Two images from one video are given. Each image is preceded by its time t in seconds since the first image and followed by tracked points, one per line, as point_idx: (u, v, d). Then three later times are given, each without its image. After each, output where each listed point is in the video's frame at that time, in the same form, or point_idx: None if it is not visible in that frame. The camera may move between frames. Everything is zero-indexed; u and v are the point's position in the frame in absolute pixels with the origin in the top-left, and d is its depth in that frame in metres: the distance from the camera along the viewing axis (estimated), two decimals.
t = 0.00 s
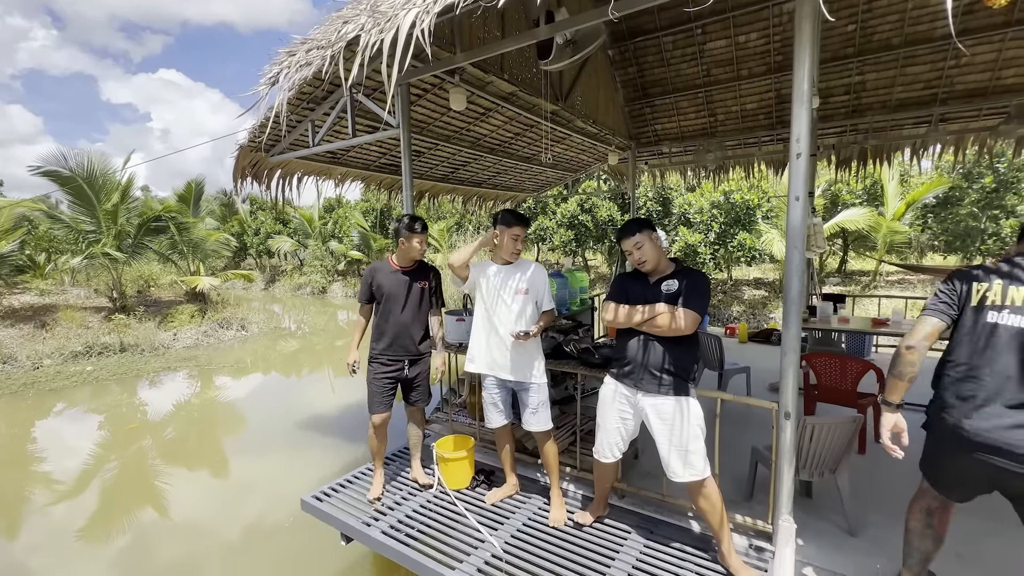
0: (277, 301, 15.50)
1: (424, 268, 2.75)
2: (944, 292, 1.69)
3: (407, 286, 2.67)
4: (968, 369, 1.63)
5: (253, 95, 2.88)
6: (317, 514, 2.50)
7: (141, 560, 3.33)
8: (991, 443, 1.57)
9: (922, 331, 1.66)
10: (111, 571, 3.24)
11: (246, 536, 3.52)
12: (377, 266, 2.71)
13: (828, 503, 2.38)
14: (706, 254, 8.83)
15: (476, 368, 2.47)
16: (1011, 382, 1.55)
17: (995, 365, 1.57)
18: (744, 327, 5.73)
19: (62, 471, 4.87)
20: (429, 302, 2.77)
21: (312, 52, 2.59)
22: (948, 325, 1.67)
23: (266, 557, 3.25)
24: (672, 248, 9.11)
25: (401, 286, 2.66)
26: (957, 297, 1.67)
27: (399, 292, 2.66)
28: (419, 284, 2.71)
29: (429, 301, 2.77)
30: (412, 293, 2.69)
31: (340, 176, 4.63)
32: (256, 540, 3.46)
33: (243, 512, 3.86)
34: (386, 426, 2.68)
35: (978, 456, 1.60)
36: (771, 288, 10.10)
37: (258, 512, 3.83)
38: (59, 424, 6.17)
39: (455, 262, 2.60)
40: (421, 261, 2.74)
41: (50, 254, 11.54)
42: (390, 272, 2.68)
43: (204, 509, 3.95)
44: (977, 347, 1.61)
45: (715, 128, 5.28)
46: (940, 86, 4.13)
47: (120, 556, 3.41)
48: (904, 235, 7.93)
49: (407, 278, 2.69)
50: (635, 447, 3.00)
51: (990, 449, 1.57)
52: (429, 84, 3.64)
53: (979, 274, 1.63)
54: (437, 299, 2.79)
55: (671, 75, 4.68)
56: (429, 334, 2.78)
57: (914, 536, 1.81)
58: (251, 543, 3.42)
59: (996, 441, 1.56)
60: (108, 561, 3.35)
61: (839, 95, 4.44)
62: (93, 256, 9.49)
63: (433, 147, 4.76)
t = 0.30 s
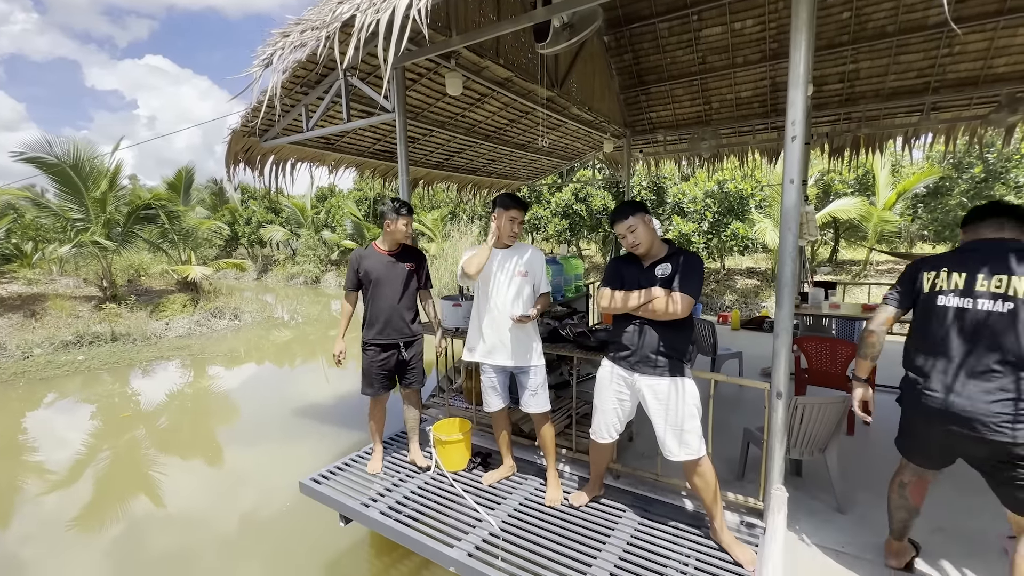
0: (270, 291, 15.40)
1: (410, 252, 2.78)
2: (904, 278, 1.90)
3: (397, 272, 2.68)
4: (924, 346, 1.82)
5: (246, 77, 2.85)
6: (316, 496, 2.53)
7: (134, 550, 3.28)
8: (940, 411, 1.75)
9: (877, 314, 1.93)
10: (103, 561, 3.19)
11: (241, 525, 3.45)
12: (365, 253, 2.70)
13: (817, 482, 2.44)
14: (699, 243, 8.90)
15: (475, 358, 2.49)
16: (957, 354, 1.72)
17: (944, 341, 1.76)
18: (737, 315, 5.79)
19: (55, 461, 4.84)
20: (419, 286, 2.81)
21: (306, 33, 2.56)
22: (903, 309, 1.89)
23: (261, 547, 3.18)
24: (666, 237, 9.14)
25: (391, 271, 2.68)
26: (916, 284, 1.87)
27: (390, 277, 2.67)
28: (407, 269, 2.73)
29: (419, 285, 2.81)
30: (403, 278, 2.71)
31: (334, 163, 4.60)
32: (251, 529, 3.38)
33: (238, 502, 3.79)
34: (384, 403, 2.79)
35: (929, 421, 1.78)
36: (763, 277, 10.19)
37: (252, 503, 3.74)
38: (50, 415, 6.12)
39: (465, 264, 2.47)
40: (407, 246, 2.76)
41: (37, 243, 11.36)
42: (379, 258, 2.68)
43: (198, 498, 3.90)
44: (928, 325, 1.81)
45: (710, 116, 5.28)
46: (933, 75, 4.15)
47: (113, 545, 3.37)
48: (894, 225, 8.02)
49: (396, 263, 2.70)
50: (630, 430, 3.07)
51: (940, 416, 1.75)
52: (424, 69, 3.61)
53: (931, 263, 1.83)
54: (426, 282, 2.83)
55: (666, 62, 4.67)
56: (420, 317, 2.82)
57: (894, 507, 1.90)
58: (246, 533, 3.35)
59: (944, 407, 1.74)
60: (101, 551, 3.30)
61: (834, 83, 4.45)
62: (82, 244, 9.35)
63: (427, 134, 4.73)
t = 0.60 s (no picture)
0: (263, 282, 15.29)
1: (387, 241, 2.79)
2: (891, 265, 1.88)
3: (379, 261, 2.69)
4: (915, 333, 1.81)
5: (236, 64, 2.81)
6: (310, 484, 2.54)
7: (126, 542, 3.27)
8: (937, 398, 1.74)
9: (868, 309, 1.89)
10: (95, 553, 3.18)
11: (234, 517, 3.44)
12: (343, 245, 2.67)
13: (805, 468, 2.49)
14: (692, 235, 8.95)
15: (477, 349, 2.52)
16: (953, 341, 1.73)
17: (940, 328, 1.76)
18: (729, 305, 5.84)
19: (46, 452, 4.82)
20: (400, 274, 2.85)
21: (297, 18, 2.52)
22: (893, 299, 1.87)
23: (255, 539, 3.18)
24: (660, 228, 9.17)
25: (373, 260, 2.68)
26: (902, 270, 1.85)
27: (373, 266, 2.68)
28: (389, 257, 2.76)
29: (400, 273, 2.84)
30: (385, 267, 2.73)
31: (327, 152, 4.56)
32: (244, 521, 3.38)
33: (230, 494, 3.78)
34: (373, 390, 2.80)
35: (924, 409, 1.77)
36: (755, 269, 10.26)
37: (245, 495, 3.73)
38: (40, 406, 6.07)
39: (470, 267, 2.43)
40: (384, 235, 2.77)
41: (24, 233, 11.17)
42: (360, 248, 2.67)
43: (191, 490, 3.90)
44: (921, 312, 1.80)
45: (704, 107, 5.28)
46: (924, 67, 4.17)
47: (106, 537, 3.37)
48: (885, 217, 8.08)
49: (376, 252, 2.71)
50: (621, 418, 3.12)
51: (936, 403, 1.74)
52: (417, 57, 3.57)
53: (920, 250, 1.81)
54: (407, 268, 2.86)
55: (661, 52, 4.65)
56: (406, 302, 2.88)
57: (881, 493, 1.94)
58: (239, 525, 3.34)
59: (941, 394, 1.73)
60: (94, 543, 3.29)
61: (828, 74, 4.46)
62: (70, 234, 9.23)
63: (421, 123, 4.70)
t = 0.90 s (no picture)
0: (257, 275, 15.22)
1: (379, 233, 2.79)
2: (878, 258, 1.76)
3: (373, 252, 2.70)
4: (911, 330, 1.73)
5: (230, 54, 2.78)
6: (307, 476, 2.56)
7: (121, 536, 3.27)
8: (939, 396, 1.68)
9: (881, 307, 1.70)
10: (90, 546, 3.18)
11: (229, 511, 3.45)
12: (335, 238, 2.65)
13: (795, 459, 2.52)
14: (688, 229, 8.98)
15: (475, 342, 2.53)
16: (950, 336, 1.67)
17: (935, 322, 1.69)
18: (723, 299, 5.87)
19: (41, 445, 4.82)
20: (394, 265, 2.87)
21: (291, 8, 2.50)
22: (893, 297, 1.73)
23: (250, 532, 3.18)
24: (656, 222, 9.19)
25: (367, 252, 2.69)
26: (898, 265, 1.73)
27: (368, 258, 2.69)
28: (382, 248, 2.77)
29: (394, 264, 2.86)
30: (380, 258, 2.74)
31: (322, 144, 4.53)
32: (238, 515, 3.38)
33: (225, 488, 3.78)
34: (370, 383, 2.81)
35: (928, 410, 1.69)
36: (750, 263, 10.31)
37: (240, 488, 3.73)
38: (34, 399, 6.05)
39: (465, 254, 2.46)
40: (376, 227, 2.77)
41: (14, 224, 11.05)
42: (353, 241, 2.66)
43: (186, 483, 3.89)
44: (916, 308, 1.72)
45: (700, 100, 5.28)
46: (919, 61, 4.18)
47: (101, 530, 3.36)
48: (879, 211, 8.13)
49: (369, 245, 2.71)
50: (615, 410, 3.15)
51: (947, 403, 1.66)
52: (413, 48, 3.55)
53: (909, 245, 1.74)
54: (399, 259, 2.89)
55: (657, 45, 4.64)
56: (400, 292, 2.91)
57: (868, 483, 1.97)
58: (234, 519, 3.34)
59: (946, 393, 1.66)
60: (88, 536, 3.29)
61: (823, 68, 4.46)
62: (61, 226, 9.13)
63: (416, 115, 4.67)
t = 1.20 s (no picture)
0: (255, 268, 15.19)
1: (395, 225, 2.79)
2: (811, 268, 1.58)
3: (385, 245, 2.71)
4: (854, 332, 1.61)
5: (229, 44, 2.76)
6: (307, 466, 2.58)
7: (120, 529, 3.28)
8: (898, 389, 1.59)
9: (832, 327, 1.53)
10: (89, 539, 3.19)
11: (228, 504, 3.45)
12: (350, 228, 2.72)
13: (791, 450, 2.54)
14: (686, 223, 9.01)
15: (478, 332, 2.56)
16: (885, 327, 1.61)
17: (873, 317, 1.60)
18: (721, 293, 5.89)
19: (39, 438, 4.82)
20: (409, 258, 2.85)
21: None
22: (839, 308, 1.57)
23: (249, 524, 3.19)
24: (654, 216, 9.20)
25: (379, 244, 2.70)
26: (832, 270, 1.58)
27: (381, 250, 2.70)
28: (397, 242, 2.76)
29: (409, 257, 2.84)
30: (392, 251, 2.74)
31: (320, 136, 4.51)
32: (237, 508, 3.38)
33: (224, 481, 3.78)
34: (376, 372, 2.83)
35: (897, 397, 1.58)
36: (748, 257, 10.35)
37: (238, 481, 3.74)
38: (31, 392, 6.04)
39: (465, 224, 2.55)
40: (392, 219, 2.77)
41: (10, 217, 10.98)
42: (366, 232, 2.70)
43: (184, 476, 3.90)
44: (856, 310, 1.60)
45: (700, 94, 5.28)
46: (919, 56, 4.19)
47: (100, 523, 3.37)
48: (877, 206, 8.17)
49: (383, 237, 2.72)
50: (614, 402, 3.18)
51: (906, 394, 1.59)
52: (412, 39, 3.53)
53: (831, 247, 1.60)
54: (416, 253, 2.88)
55: (657, 38, 4.64)
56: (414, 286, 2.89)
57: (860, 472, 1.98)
58: (233, 512, 3.35)
59: (906, 379, 1.59)
60: (87, 529, 3.30)
61: (823, 62, 4.46)
62: (58, 218, 9.08)
63: (415, 107, 4.65)
